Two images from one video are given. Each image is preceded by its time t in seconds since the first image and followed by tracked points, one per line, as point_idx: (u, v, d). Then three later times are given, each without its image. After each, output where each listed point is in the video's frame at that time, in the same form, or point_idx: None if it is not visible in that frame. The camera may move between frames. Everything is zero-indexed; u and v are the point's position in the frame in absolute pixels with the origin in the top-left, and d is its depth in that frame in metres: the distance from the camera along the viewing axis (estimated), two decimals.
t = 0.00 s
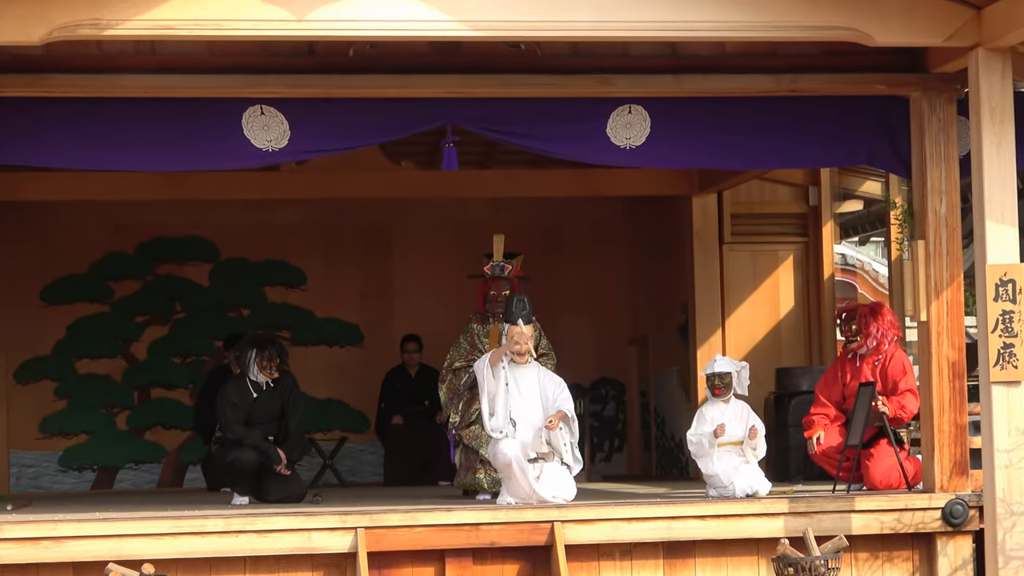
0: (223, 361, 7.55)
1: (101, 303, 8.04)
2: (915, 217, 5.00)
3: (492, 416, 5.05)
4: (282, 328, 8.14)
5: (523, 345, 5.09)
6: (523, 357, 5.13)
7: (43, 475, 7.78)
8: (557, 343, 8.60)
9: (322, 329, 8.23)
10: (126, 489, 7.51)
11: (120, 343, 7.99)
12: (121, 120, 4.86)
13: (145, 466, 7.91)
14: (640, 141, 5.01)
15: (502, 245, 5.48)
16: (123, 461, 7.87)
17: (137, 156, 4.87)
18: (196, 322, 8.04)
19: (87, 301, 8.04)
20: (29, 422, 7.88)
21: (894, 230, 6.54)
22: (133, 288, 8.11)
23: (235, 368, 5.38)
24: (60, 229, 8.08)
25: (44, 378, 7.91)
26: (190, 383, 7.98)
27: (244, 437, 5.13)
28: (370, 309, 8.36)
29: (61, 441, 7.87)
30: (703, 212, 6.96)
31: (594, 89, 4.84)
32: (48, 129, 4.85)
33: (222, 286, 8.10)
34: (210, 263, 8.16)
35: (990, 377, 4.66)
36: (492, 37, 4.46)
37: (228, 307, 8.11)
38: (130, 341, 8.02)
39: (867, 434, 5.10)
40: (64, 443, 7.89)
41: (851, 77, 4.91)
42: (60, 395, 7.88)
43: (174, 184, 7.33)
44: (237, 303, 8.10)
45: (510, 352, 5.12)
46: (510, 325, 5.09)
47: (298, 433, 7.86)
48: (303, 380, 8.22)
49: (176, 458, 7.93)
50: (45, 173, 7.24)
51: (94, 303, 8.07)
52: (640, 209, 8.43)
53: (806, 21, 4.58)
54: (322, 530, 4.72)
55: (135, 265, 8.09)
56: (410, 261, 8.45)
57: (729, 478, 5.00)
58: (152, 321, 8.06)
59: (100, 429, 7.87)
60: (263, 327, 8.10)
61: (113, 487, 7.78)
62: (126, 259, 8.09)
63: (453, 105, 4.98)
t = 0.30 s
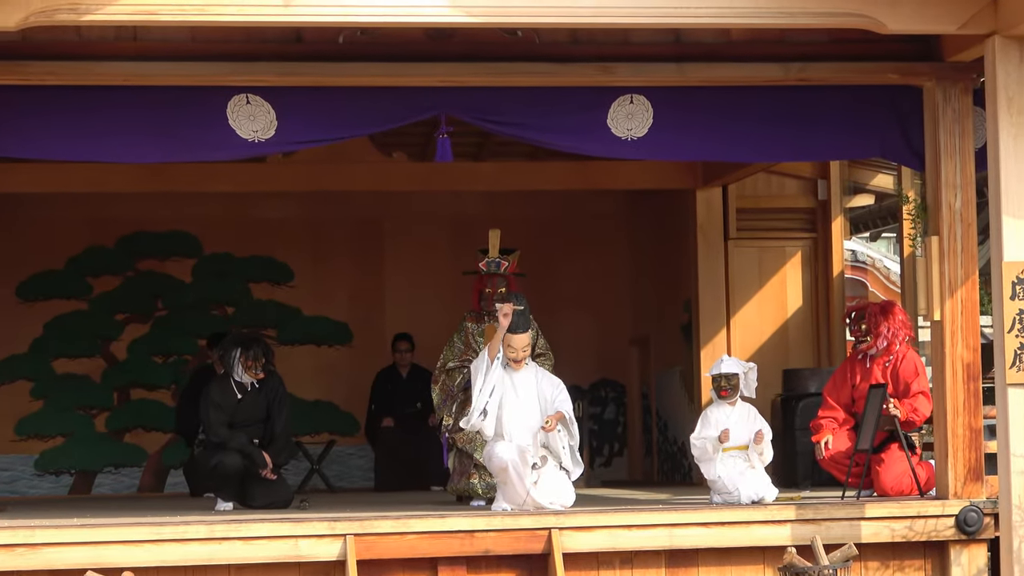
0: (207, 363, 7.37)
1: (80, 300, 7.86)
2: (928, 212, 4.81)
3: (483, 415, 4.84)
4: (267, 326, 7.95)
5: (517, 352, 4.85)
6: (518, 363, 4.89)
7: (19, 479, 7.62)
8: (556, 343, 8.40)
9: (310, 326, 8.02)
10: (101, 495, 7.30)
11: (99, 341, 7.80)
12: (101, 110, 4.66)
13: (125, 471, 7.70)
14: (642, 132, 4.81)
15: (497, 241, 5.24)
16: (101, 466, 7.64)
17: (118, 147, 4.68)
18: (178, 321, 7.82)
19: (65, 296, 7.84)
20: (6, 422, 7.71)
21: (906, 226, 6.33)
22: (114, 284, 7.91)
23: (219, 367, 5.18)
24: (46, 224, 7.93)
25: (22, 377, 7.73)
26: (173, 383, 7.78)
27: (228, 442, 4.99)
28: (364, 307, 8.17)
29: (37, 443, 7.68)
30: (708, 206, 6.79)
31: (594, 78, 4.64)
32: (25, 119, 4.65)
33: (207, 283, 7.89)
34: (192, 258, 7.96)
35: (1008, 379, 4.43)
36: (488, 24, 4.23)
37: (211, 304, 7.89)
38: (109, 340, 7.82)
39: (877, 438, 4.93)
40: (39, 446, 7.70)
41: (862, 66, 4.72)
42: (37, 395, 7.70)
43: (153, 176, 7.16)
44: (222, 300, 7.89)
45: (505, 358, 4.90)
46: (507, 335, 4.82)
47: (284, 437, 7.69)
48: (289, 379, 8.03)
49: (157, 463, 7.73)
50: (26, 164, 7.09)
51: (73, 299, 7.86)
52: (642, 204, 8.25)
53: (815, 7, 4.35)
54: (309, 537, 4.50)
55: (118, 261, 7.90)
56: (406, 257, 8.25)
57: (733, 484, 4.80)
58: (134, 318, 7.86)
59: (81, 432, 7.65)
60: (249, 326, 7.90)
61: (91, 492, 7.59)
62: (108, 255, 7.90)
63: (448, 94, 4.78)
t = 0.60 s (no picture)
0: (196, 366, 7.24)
1: (66, 301, 7.73)
2: (941, 212, 4.68)
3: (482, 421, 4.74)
4: (258, 328, 7.81)
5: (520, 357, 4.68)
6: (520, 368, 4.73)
7: (3, 486, 7.48)
8: (556, 345, 8.26)
9: (302, 329, 7.90)
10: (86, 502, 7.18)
11: (85, 343, 7.68)
12: (89, 105, 4.53)
13: (113, 477, 7.58)
14: (645, 129, 4.68)
15: (497, 241, 5.16)
16: (88, 472, 7.54)
17: (107, 143, 4.55)
18: (168, 322, 7.72)
19: (51, 297, 7.72)
20: None
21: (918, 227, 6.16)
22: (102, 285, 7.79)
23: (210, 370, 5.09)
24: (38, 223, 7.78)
25: (10, 380, 7.62)
26: (161, 387, 7.68)
27: (219, 447, 4.88)
28: (361, 308, 8.04)
29: (23, 448, 7.56)
30: (713, 205, 6.67)
31: (596, 73, 4.51)
32: (11, 114, 4.51)
33: (195, 285, 7.78)
34: (182, 259, 7.84)
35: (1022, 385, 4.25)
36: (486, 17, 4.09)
37: (202, 306, 7.78)
38: (96, 343, 7.70)
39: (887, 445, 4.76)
40: (25, 452, 7.58)
41: (872, 62, 4.58)
42: (22, 400, 7.59)
43: (142, 174, 7.04)
44: (212, 302, 7.78)
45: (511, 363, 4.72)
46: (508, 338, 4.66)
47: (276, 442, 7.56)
48: (280, 383, 7.90)
49: (144, 470, 7.60)
50: (13, 162, 6.95)
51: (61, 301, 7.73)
52: (644, 203, 8.11)
53: (824, 1, 4.19)
54: (302, 546, 4.33)
55: (107, 262, 7.78)
56: (403, 257, 8.12)
57: (739, 492, 4.67)
58: (121, 320, 7.74)
59: (67, 437, 7.57)
60: (240, 328, 7.78)
61: (77, 499, 7.46)
62: (96, 255, 7.78)
63: (446, 90, 4.65)
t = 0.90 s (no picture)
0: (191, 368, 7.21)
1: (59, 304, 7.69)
2: (946, 212, 4.62)
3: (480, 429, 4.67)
4: (253, 330, 7.76)
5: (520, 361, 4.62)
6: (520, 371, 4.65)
7: None
8: (555, 346, 8.20)
9: (299, 330, 7.85)
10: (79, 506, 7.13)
11: (79, 344, 7.65)
12: (82, 103, 4.46)
13: (106, 481, 7.52)
14: (646, 128, 4.61)
15: (495, 241, 5.08)
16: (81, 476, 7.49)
17: (100, 142, 4.49)
18: (162, 324, 7.68)
19: (45, 300, 7.68)
20: None
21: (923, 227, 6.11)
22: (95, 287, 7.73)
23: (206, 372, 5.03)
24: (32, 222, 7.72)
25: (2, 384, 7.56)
26: (155, 389, 7.64)
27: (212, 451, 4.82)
28: (359, 308, 7.98)
29: (15, 452, 7.50)
30: (715, 205, 6.59)
31: (596, 71, 4.45)
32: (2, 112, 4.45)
33: (190, 286, 7.73)
34: (176, 259, 7.78)
35: None
36: (484, 15, 4.03)
37: (197, 307, 7.73)
38: (90, 344, 7.67)
39: (892, 449, 4.72)
40: (18, 455, 7.51)
41: (876, 60, 4.52)
42: (14, 403, 7.53)
43: (133, 173, 6.98)
44: (207, 304, 7.74)
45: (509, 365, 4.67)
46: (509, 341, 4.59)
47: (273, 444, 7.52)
48: (275, 385, 7.82)
49: (138, 473, 7.53)
50: (7, 160, 6.88)
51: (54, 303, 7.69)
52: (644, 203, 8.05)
53: None
54: (297, 549, 4.26)
55: (100, 264, 7.72)
56: (402, 257, 8.05)
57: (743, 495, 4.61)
58: (115, 322, 7.70)
59: (60, 440, 7.53)
60: (235, 329, 7.74)
61: (70, 503, 7.40)
62: (88, 257, 7.72)
63: (444, 88, 4.58)
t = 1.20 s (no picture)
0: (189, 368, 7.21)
1: (57, 304, 7.68)
2: (943, 214, 4.62)
3: (475, 435, 4.68)
4: (251, 330, 7.76)
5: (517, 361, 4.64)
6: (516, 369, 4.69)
7: None
8: (553, 346, 8.20)
9: (297, 331, 7.84)
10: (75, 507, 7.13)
11: (75, 345, 7.64)
12: (80, 104, 4.46)
13: (103, 481, 7.52)
14: (643, 129, 4.61)
15: (491, 241, 5.07)
16: (78, 476, 7.48)
17: (97, 142, 4.48)
18: (159, 324, 7.68)
19: (42, 300, 7.67)
20: None
21: (920, 230, 6.10)
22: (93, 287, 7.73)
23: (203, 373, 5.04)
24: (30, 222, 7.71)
25: None
26: (152, 390, 7.64)
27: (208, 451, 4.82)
28: (357, 308, 7.98)
29: (12, 452, 7.49)
30: (712, 206, 6.62)
31: (593, 73, 4.44)
32: None
33: (188, 287, 7.73)
34: (174, 260, 7.78)
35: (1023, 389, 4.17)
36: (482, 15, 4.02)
37: (194, 308, 7.73)
38: (86, 345, 7.67)
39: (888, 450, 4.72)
40: (15, 456, 7.51)
41: (873, 62, 4.52)
42: (11, 403, 7.52)
43: (132, 174, 6.97)
44: (206, 304, 7.74)
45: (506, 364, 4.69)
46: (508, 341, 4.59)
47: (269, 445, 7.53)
48: (273, 385, 7.82)
49: (135, 474, 7.53)
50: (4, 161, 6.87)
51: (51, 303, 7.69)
52: (643, 203, 8.05)
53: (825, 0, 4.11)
54: (294, 551, 4.26)
55: (98, 264, 7.72)
56: (400, 257, 8.05)
57: (737, 496, 4.60)
58: (112, 322, 7.69)
59: (57, 440, 7.53)
60: (233, 330, 7.74)
61: (67, 503, 7.40)
62: (86, 257, 7.72)
63: (442, 89, 4.58)
